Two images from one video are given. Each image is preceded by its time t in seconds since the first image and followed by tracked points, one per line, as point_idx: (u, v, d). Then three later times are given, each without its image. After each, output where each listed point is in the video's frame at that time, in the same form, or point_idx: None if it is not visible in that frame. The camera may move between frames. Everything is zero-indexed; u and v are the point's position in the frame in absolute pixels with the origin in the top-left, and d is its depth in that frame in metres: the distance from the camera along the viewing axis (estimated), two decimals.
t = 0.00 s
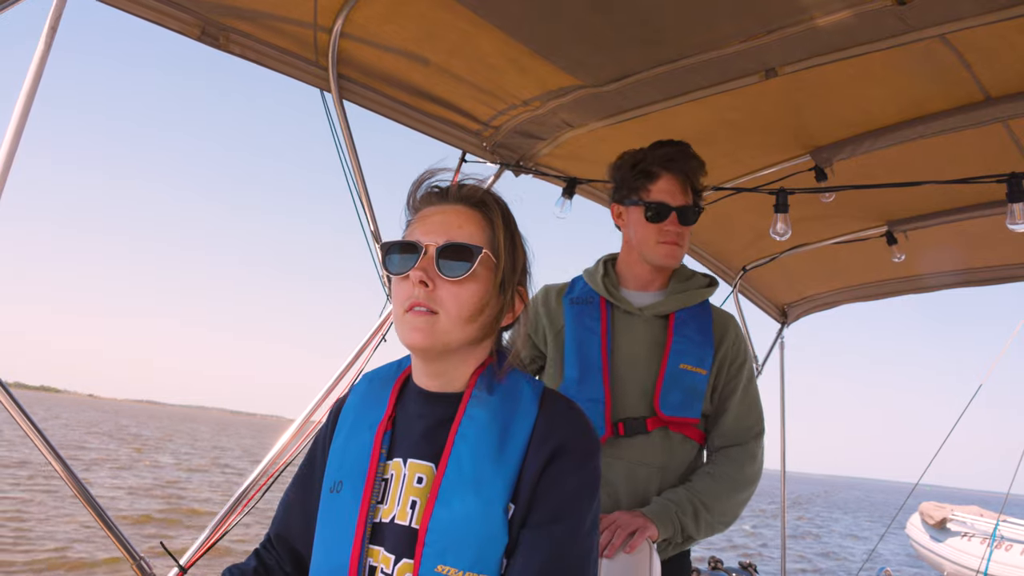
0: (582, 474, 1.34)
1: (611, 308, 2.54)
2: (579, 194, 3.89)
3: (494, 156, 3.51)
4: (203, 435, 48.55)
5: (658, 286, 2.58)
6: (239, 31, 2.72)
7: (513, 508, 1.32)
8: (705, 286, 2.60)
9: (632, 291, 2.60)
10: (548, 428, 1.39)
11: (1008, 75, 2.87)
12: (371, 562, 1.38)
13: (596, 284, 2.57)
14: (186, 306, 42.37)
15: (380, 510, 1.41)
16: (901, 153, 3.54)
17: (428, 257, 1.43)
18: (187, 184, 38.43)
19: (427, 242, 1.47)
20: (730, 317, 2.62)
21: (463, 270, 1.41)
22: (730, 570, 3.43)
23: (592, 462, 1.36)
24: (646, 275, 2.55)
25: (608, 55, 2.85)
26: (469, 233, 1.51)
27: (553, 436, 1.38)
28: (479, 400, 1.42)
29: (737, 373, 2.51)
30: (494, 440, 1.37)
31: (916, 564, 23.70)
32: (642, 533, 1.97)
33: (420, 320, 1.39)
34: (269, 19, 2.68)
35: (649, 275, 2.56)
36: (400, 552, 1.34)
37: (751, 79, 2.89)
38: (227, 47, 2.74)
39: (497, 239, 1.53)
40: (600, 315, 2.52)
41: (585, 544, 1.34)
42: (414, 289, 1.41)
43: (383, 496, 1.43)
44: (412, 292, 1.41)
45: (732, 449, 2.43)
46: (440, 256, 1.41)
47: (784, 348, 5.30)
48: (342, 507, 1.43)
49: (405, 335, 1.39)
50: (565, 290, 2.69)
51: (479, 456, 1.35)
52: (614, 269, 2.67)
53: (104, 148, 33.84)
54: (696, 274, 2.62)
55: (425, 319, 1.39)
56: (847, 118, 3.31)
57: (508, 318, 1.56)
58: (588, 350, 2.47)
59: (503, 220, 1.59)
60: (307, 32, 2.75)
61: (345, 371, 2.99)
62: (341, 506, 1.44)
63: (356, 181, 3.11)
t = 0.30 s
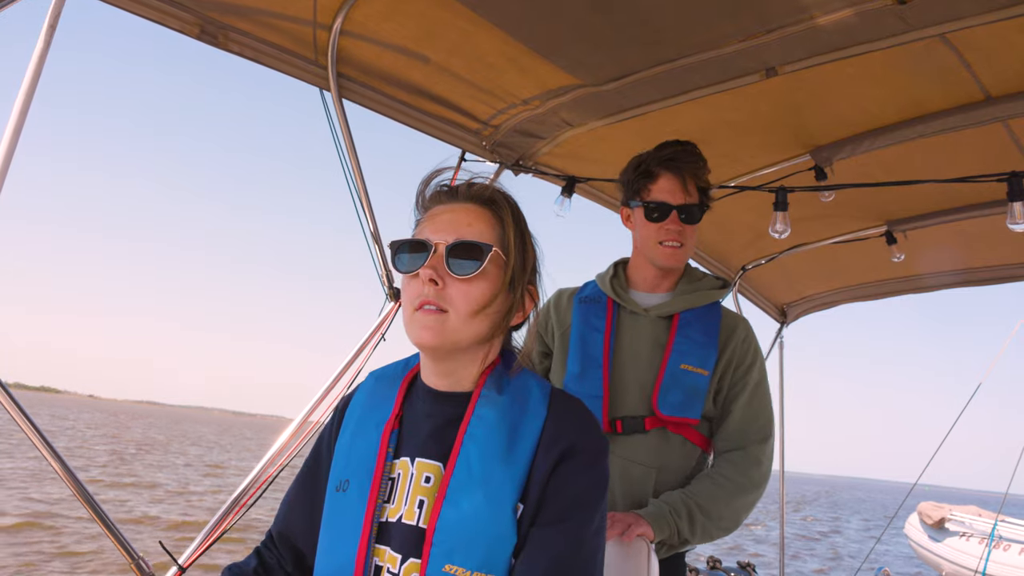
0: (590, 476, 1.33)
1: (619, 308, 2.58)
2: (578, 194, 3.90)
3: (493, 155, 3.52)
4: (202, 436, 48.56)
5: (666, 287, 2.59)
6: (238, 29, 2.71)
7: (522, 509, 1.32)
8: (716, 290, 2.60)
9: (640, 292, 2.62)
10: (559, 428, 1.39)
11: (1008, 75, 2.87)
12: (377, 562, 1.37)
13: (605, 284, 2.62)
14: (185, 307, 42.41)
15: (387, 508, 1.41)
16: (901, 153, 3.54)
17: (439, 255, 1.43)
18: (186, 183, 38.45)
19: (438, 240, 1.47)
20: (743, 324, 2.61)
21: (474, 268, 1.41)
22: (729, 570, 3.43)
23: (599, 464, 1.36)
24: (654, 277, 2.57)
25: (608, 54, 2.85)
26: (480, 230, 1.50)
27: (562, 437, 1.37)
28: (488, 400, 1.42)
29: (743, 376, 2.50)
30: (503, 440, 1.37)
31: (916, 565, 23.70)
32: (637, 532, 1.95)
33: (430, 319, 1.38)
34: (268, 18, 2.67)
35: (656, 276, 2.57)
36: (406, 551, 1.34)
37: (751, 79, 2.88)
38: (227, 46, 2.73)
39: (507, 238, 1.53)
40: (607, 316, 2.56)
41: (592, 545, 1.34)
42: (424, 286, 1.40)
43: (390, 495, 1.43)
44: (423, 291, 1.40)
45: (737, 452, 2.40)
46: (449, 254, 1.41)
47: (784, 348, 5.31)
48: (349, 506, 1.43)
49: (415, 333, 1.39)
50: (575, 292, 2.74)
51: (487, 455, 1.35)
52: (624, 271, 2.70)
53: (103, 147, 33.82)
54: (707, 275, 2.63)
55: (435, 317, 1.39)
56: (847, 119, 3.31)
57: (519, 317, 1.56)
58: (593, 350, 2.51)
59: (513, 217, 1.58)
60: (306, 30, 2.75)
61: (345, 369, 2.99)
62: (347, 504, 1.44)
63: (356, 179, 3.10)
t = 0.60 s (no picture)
0: (591, 471, 1.33)
1: (602, 309, 2.59)
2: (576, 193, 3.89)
3: (492, 155, 3.52)
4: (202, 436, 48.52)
5: (651, 287, 2.60)
6: (238, 30, 2.71)
7: (523, 504, 1.32)
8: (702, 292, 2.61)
9: (624, 293, 2.63)
10: (558, 425, 1.39)
11: (1007, 76, 2.87)
12: (379, 560, 1.36)
13: (589, 285, 2.62)
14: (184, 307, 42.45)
15: (390, 505, 1.41)
16: (901, 153, 3.54)
17: (441, 255, 1.43)
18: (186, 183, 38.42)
19: (441, 240, 1.47)
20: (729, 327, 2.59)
21: (479, 269, 1.40)
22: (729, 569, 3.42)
23: (602, 460, 1.36)
24: (638, 275, 2.58)
25: (607, 54, 2.86)
26: (485, 229, 1.50)
27: (564, 434, 1.37)
28: (491, 396, 1.42)
29: (734, 379, 2.48)
30: (506, 434, 1.37)
31: (915, 564, 23.65)
32: (635, 537, 1.93)
33: (436, 319, 1.38)
34: (268, 20, 2.68)
35: (641, 274, 2.58)
36: (409, 547, 1.34)
37: (750, 79, 2.88)
38: (227, 46, 2.73)
39: (512, 237, 1.52)
40: (590, 316, 2.56)
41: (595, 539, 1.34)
42: (430, 286, 1.40)
43: (392, 493, 1.43)
44: (428, 292, 1.40)
45: (732, 458, 2.41)
46: (455, 254, 1.41)
47: (784, 347, 5.31)
48: (352, 502, 1.43)
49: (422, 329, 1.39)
50: (557, 295, 2.73)
51: (490, 450, 1.35)
52: (611, 272, 2.71)
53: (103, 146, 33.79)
54: (691, 277, 2.65)
55: (440, 318, 1.39)
56: (846, 118, 3.31)
57: (526, 314, 1.56)
58: (576, 349, 2.52)
59: (519, 215, 1.59)
60: (307, 31, 2.75)
61: (345, 369, 2.99)
62: (350, 501, 1.44)
63: (355, 180, 3.11)
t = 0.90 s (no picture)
0: (582, 462, 1.32)
1: (587, 310, 2.60)
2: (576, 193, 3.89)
3: (492, 155, 3.52)
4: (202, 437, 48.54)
5: (634, 285, 2.63)
6: (236, 31, 2.71)
7: (512, 493, 1.31)
8: (686, 288, 2.61)
9: (609, 292, 2.66)
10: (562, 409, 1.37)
11: (1005, 74, 2.87)
12: (379, 551, 1.36)
13: (574, 286, 2.64)
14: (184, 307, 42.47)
15: (392, 498, 1.40)
16: (900, 151, 3.54)
17: (441, 259, 1.44)
18: (185, 184, 38.38)
19: (440, 243, 1.47)
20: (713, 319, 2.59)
21: (479, 270, 1.41)
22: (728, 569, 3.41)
23: (595, 450, 1.35)
24: (618, 276, 2.63)
25: (605, 54, 2.86)
26: (484, 232, 1.50)
27: (558, 425, 1.37)
28: (489, 390, 1.42)
29: (724, 377, 2.47)
30: (499, 427, 1.36)
31: (913, 563, 23.66)
32: (636, 538, 1.93)
33: (437, 323, 1.39)
34: (267, 21, 2.68)
35: (620, 273, 2.62)
36: (407, 537, 1.33)
37: (748, 79, 2.89)
38: (225, 48, 2.73)
39: (512, 237, 1.52)
40: (575, 318, 2.57)
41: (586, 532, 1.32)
42: (430, 288, 1.41)
43: (395, 487, 1.42)
44: (428, 294, 1.41)
45: (728, 455, 2.41)
46: (456, 256, 1.41)
47: (782, 347, 5.31)
48: (356, 496, 1.43)
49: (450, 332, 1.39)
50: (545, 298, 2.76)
51: (483, 444, 1.35)
52: (595, 273, 2.75)
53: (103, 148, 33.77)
54: (676, 272, 2.68)
55: (441, 320, 1.39)
56: (845, 116, 3.31)
57: (527, 315, 1.56)
58: (563, 353, 2.52)
59: (522, 217, 1.58)
60: (305, 32, 2.75)
61: (345, 369, 2.98)
62: (354, 494, 1.44)
63: (353, 180, 3.12)
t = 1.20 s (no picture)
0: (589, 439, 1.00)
1: (581, 312, 2.63)
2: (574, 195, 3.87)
3: (489, 157, 3.51)
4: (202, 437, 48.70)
5: (627, 285, 2.63)
6: (234, 32, 2.70)
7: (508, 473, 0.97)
8: (678, 285, 2.61)
9: (603, 295, 2.66)
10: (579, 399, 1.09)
11: (1003, 73, 2.86)
12: (379, 546, 1.28)
13: (568, 291, 2.67)
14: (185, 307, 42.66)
15: (391, 495, 1.31)
16: (899, 150, 3.53)
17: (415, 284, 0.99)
18: (185, 185, 38.45)
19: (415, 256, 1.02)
20: (713, 315, 2.57)
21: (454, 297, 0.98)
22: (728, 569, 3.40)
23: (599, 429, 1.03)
24: (610, 277, 2.64)
25: (603, 54, 2.85)
26: (461, 249, 1.04)
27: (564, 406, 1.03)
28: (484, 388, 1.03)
29: (719, 372, 2.44)
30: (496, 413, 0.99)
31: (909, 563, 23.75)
32: (631, 536, 1.90)
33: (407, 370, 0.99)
34: (266, 22, 2.67)
35: (612, 276, 2.63)
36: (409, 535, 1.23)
37: (746, 79, 2.89)
38: (221, 48, 2.72)
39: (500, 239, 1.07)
40: (569, 321, 2.60)
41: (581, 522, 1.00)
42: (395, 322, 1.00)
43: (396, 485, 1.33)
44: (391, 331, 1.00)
45: (728, 449, 2.38)
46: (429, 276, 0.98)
47: (780, 346, 5.30)
48: (354, 499, 1.35)
49: (390, 343, 0.89)
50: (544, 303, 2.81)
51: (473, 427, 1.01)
52: (589, 277, 2.77)
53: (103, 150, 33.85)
54: (670, 273, 2.67)
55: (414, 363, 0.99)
56: (844, 116, 3.30)
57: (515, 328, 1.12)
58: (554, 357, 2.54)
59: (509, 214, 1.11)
60: (302, 33, 2.74)
61: (344, 369, 2.98)
62: (353, 493, 1.36)
63: (351, 183, 3.12)
